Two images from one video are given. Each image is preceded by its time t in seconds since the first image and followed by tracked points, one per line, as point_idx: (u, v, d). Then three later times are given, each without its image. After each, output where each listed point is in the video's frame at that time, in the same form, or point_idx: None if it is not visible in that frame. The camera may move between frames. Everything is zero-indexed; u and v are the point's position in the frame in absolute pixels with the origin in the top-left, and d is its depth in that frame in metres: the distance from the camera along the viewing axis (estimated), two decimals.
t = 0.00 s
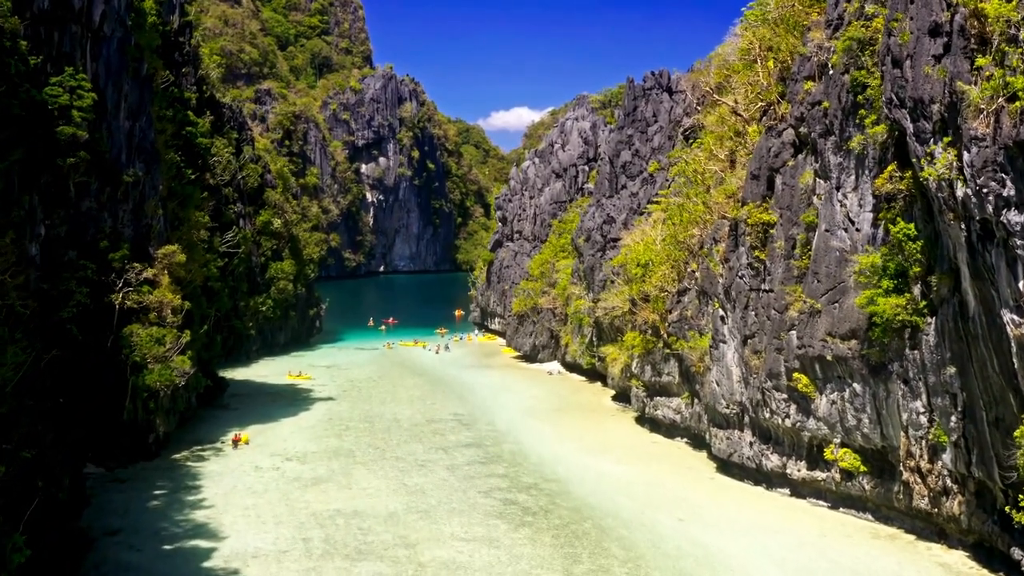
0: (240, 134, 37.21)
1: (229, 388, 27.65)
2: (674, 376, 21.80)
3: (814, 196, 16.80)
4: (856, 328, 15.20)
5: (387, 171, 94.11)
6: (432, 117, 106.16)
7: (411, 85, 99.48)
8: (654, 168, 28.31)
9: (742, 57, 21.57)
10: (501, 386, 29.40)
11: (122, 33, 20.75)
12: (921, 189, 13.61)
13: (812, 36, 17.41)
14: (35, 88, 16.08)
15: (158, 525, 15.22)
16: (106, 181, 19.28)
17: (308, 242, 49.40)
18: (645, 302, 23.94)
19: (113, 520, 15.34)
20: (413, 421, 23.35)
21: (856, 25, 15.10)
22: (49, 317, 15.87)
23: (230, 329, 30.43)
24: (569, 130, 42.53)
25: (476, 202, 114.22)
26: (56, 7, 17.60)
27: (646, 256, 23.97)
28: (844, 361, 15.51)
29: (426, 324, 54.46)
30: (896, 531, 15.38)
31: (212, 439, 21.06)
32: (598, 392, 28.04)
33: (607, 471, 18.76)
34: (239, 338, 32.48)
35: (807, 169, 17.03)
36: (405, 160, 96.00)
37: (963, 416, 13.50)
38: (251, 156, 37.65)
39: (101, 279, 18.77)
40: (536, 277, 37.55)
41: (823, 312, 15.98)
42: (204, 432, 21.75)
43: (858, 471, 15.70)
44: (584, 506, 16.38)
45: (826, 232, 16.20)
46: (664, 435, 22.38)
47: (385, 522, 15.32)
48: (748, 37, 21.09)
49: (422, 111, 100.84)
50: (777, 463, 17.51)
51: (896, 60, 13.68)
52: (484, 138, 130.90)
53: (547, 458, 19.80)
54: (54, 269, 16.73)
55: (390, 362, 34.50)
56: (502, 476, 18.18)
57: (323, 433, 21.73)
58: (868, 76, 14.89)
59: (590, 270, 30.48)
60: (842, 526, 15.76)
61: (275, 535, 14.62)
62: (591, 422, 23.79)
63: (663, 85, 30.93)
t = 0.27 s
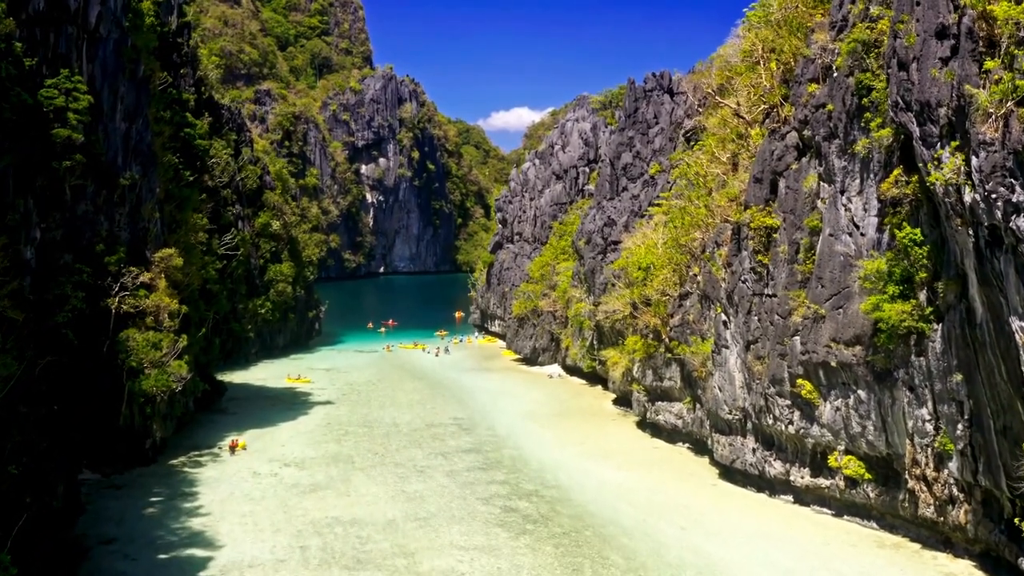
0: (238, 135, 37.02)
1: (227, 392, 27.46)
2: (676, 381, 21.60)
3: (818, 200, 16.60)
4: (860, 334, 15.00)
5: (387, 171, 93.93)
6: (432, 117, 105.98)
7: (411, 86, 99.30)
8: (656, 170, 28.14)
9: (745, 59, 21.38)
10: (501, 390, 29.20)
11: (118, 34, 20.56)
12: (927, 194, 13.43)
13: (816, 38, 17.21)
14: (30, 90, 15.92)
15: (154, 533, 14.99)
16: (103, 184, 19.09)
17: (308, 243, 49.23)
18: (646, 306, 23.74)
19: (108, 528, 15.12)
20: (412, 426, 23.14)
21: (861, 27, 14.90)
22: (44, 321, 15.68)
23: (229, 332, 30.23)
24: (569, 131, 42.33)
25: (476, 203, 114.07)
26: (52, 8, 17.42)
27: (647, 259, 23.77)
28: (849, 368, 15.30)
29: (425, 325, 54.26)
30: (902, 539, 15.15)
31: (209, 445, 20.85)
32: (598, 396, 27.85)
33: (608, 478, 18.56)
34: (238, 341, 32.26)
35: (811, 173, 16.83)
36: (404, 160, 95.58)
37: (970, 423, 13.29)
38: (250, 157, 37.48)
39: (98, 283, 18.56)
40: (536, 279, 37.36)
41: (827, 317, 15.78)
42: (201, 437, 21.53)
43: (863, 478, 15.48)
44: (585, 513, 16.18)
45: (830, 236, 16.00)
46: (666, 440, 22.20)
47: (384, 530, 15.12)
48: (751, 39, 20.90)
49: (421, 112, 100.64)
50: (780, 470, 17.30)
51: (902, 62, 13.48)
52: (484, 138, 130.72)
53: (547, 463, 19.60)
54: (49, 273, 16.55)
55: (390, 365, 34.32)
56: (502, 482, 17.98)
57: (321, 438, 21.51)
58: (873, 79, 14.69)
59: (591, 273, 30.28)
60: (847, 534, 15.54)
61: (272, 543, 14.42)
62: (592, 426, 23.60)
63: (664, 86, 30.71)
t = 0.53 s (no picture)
0: (238, 136, 36.87)
1: (226, 395, 27.30)
2: (678, 385, 21.44)
3: (821, 203, 16.44)
4: (865, 339, 14.83)
5: (388, 172, 93.76)
6: (432, 118, 105.80)
7: (412, 87, 99.14)
8: (657, 172, 27.99)
9: (747, 61, 21.21)
10: (501, 393, 29.03)
11: (116, 36, 20.42)
12: (933, 197, 13.27)
13: (820, 40, 17.05)
14: (25, 92, 15.78)
15: (151, 539, 14.82)
16: (100, 186, 18.95)
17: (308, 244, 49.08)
18: (648, 309, 23.57)
19: (104, 534, 14.94)
20: (412, 429, 22.98)
21: (866, 29, 14.74)
22: (40, 325, 15.52)
23: (228, 334, 30.07)
24: (570, 132, 42.16)
25: (476, 203, 113.90)
26: (48, 9, 17.28)
27: (648, 262, 23.61)
28: (853, 373, 15.14)
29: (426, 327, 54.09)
30: (907, 547, 14.95)
31: (208, 449, 20.69)
32: (599, 399, 27.68)
33: (609, 483, 18.39)
34: (237, 343, 32.11)
35: (815, 176, 16.67)
36: (405, 161, 95.35)
37: (976, 430, 13.10)
38: (250, 158, 37.33)
39: (95, 286, 18.42)
40: (537, 281, 37.20)
41: (831, 322, 15.62)
42: (199, 441, 21.36)
43: (867, 484, 15.30)
44: (586, 520, 16.00)
45: (833, 240, 15.84)
46: (667, 444, 22.03)
47: (383, 536, 14.95)
48: (753, 40, 20.73)
49: (422, 112, 100.44)
50: (783, 476, 17.12)
51: (907, 64, 13.32)
52: (485, 138, 130.54)
53: (548, 468, 19.43)
54: (46, 277, 16.40)
55: (390, 367, 34.16)
56: (502, 488, 17.81)
57: (320, 442, 21.35)
58: (878, 81, 14.53)
59: (592, 275, 30.11)
60: (850, 541, 15.35)
61: (269, 550, 14.24)
62: (593, 430, 23.43)
63: (665, 87, 30.54)
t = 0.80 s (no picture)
0: (237, 137, 36.69)
1: (224, 397, 27.13)
2: (680, 388, 21.26)
3: (826, 206, 16.26)
4: (870, 344, 14.65)
5: (388, 171, 93.56)
6: (433, 117, 105.59)
7: (412, 86, 98.84)
8: (658, 173, 27.81)
9: (750, 61, 21.01)
10: (501, 395, 28.85)
11: (113, 36, 20.22)
12: (940, 201, 13.07)
13: (824, 40, 16.85)
14: (21, 93, 15.60)
15: (147, 546, 14.64)
16: (97, 188, 18.77)
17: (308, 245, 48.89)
18: (650, 311, 23.39)
19: (100, 541, 14.75)
20: (411, 433, 22.81)
21: (871, 30, 14.54)
22: (35, 329, 15.34)
23: (227, 335, 29.90)
24: (571, 132, 41.95)
25: (477, 203, 113.70)
26: (45, 10, 17.12)
27: (650, 264, 23.43)
28: (858, 378, 14.95)
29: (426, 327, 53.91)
30: (912, 554, 14.76)
31: (205, 453, 20.50)
32: (600, 402, 27.50)
33: (611, 488, 18.22)
34: (236, 344, 31.94)
35: (819, 178, 16.49)
36: (405, 160, 95.17)
37: (983, 437, 12.91)
38: (249, 159, 37.16)
39: (91, 289, 18.23)
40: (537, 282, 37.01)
41: (835, 326, 15.44)
42: (196, 445, 21.18)
43: (872, 491, 15.11)
44: (588, 526, 15.83)
45: (838, 244, 15.66)
46: (669, 448, 21.87)
47: (382, 543, 14.78)
48: (756, 40, 20.53)
49: (422, 111, 100.24)
50: (786, 481, 16.94)
51: (913, 66, 13.12)
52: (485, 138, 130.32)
53: (549, 473, 19.27)
54: (40, 279, 16.24)
55: (390, 369, 33.98)
56: (502, 493, 17.63)
57: (319, 446, 21.17)
58: (883, 83, 14.34)
59: (593, 277, 29.92)
60: (855, 548, 15.16)
61: (267, 558, 14.07)
62: (594, 434, 23.25)
63: (667, 88, 30.32)
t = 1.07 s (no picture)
0: (236, 135, 36.48)
1: (223, 397, 26.98)
2: (681, 390, 21.10)
3: (830, 207, 16.06)
4: (875, 347, 14.47)
5: (389, 169, 93.32)
6: (433, 114, 105.29)
7: (413, 83, 98.51)
8: (660, 172, 27.60)
9: (753, 59, 20.79)
10: (502, 395, 28.69)
11: (110, 34, 20.01)
12: (947, 202, 12.88)
13: (828, 39, 16.64)
14: (16, 91, 15.41)
15: (144, 550, 14.50)
16: (93, 188, 18.57)
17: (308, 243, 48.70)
18: (651, 312, 23.22)
19: (96, 546, 14.60)
20: (411, 434, 22.66)
21: (877, 29, 14.32)
22: (31, 331, 15.17)
23: (226, 335, 29.75)
24: (571, 130, 41.72)
25: (477, 200, 113.43)
26: (41, 7, 16.93)
27: (652, 264, 23.24)
28: (862, 381, 14.78)
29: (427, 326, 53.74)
30: (917, 559, 14.59)
31: (203, 454, 20.35)
32: (601, 402, 27.34)
33: (612, 491, 18.07)
34: (235, 344, 31.78)
35: (823, 178, 16.30)
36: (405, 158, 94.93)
37: (990, 442, 12.73)
38: (248, 157, 36.95)
39: (88, 290, 18.06)
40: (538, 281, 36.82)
41: (839, 329, 15.26)
42: (194, 447, 21.01)
43: (876, 495, 14.94)
44: (589, 530, 15.68)
45: (842, 245, 15.47)
46: (671, 449, 21.71)
47: (381, 548, 14.63)
48: (759, 37, 20.29)
49: (422, 108, 99.95)
50: (789, 484, 16.78)
51: (920, 66, 12.91)
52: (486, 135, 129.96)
53: (549, 475, 19.11)
54: (35, 280, 16.05)
55: (390, 368, 33.82)
56: (503, 496, 17.47)
57: (318, 447, 21.02)
58: (889, 82, 14.13)
59: (594, 276, 29.74)
60: (859, 553, 15.00)
61: (265, 562, 13.92)
62: (595, 435, 23.08)
63: (668, 85, 30.01)
